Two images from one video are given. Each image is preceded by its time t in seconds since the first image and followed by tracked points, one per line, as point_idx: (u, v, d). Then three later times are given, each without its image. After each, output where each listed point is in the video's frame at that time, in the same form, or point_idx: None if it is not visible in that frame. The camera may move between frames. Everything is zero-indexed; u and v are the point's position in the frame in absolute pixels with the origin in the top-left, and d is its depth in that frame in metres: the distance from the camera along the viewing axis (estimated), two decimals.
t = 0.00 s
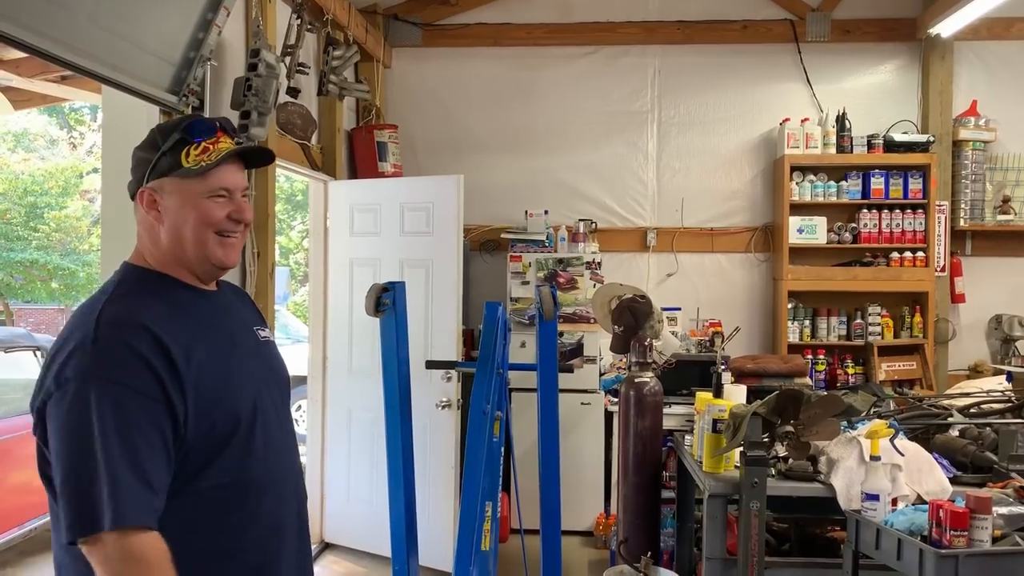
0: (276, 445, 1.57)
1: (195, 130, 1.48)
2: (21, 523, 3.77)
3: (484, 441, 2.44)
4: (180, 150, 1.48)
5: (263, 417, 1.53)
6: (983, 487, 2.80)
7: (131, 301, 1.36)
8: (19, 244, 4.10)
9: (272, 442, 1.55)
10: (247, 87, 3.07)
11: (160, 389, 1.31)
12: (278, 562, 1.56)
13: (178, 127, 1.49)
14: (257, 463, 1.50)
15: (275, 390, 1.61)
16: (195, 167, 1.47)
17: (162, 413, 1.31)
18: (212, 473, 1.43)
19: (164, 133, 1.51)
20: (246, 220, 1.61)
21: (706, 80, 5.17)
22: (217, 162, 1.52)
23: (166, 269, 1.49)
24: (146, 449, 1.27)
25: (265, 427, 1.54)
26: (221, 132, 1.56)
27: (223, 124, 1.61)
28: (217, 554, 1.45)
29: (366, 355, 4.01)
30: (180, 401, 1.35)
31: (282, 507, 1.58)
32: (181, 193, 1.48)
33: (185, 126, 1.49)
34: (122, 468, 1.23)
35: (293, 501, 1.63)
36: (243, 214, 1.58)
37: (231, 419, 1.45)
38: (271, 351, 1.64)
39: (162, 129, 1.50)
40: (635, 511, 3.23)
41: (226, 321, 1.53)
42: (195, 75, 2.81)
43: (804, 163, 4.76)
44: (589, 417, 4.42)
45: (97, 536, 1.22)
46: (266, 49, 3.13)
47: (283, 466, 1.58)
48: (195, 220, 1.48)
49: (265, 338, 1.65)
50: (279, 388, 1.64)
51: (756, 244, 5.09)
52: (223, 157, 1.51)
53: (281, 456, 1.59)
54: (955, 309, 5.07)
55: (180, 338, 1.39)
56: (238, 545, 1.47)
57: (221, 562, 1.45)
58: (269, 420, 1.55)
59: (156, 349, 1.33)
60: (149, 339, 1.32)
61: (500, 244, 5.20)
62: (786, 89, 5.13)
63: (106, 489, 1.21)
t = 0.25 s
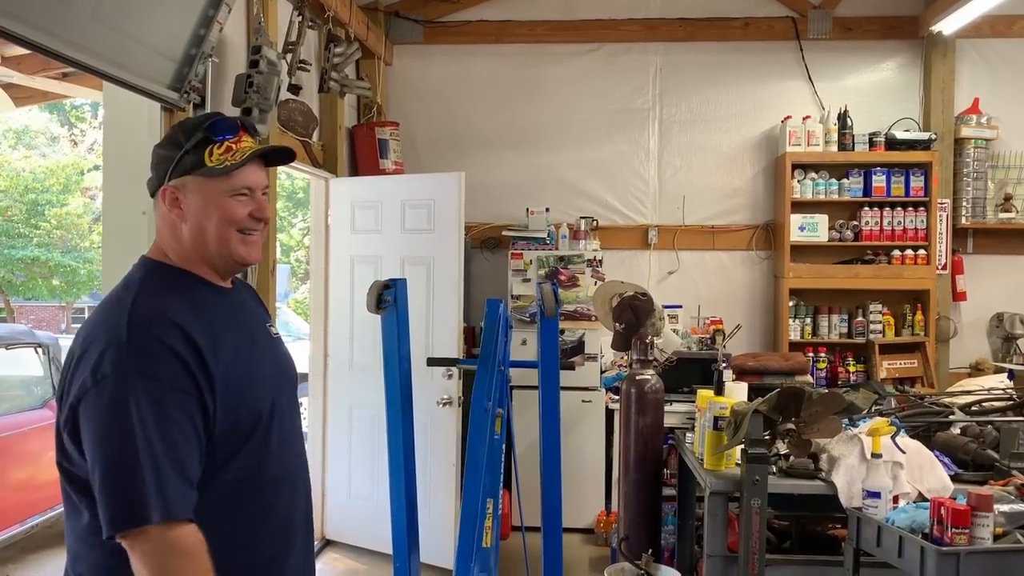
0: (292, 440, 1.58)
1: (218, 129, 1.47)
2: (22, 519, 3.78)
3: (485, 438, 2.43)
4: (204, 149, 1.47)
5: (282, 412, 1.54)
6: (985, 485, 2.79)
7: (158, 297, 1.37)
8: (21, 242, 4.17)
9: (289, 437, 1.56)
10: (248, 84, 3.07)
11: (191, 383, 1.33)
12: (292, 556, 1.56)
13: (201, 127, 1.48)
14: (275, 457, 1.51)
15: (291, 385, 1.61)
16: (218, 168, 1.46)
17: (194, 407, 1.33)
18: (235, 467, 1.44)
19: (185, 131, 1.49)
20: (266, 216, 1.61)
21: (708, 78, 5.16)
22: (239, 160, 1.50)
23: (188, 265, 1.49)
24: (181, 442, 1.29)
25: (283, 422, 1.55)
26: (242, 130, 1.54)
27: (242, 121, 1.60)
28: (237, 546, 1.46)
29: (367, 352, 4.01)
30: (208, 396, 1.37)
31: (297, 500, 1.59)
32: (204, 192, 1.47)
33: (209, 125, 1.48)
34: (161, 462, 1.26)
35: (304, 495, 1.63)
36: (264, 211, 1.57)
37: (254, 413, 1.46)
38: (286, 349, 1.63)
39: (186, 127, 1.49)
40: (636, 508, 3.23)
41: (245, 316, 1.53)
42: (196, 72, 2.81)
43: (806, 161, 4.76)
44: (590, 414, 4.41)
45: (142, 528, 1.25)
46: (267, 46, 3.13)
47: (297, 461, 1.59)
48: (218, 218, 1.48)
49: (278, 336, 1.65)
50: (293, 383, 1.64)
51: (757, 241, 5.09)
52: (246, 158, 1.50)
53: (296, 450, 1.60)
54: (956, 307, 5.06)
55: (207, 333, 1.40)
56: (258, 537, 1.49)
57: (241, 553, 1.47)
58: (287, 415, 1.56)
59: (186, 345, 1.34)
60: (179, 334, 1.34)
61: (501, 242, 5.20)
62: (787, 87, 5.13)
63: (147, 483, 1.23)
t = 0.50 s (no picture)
0: (313, 430, 1.57)
1: (248, 124, 1.51)
2: (25, 515, 3.79)
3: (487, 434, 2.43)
4: (234, 143, 1.49)
5: (305, 401, 1.53)
6: (987, 479, 2.80)
7: (193, 281, 1.38)
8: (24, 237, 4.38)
9: (309, 427, 1.55)
10: (248, 79, 3.07)
11: (220, 365, 1.34)
12: (303, 545, 1.56)
13: (231, 123, 1.51)
14: (296, 444, 1.51)
15: (316, 377, 1.60)
16: (248, 159, 1.48)
17: (221, 389, 1.34)
18: (256, 452, 1.44)
19: (217, 128, 1.51)
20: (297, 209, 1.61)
21: (709, 73, 5.16)
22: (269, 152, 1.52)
23: (221, 256, 1.50)
24: (205, 422, 1.30)
25: (305, 411, 1.53)
26: (271, 125, 1.56)
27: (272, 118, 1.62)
28: (250, 530, 1.46)
29: (369, 347, 4.00)
30: (236, 379, 1.37)
31: (311, 491, 1.57)
32: (237, 184, 1.48)
33: (238, 121, 1.51)
34: (184, 439, 1.27)
35: (319, 486, 1.62)
36: (296, 203, 1.58)
37: (278, 400, 1.45)
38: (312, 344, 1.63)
39: (218, 124, 1.51)
40: (637, 504, 3.23)
41: (272, 306, 1.53)
42: (197, 67, 2.80)
43: (807, 156, 4.75)
44: (591, 410, 4.41)
45: (159, 498, 1.27)
46: (268, 41, 3.12)
47: (315, 451, 1.58)
48: (251, 210, 1.49)
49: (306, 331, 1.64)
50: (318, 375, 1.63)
51: (759, 237, 5.08)
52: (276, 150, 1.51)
53: (315, 441, 1.58)
54: (959, 302, 5.06)
55: (238, 318, 1.41)
56: (271, 522, 1.48)
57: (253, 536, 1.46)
58: (309, 405, 1.55)
59: (216, 329, 1.35)
60: (211, 318, 1.35)
61: (503, 238, 5.20)
62: (789, 82, 5.12)
63: (168, 456, 1.26)
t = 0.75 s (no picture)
0: (327, 421, 1.57)
1: (282, 124, 1.55)
2: (26, 512, 3.79)
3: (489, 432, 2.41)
4: (267, 142, 1.53)
5: (319, 390, 1.53)
6: (989, 474, 2.81)
7: (212, 269, 1.41)
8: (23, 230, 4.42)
9: (323, 417, 1.55)
10: (249, 75, 3.07)
11: (234, 349, 1.35)
12: (313, 533, 1.55)
13: (266, 123, 1.55)
14: (310, 433, 1.51)
15: (331, 368, 1.60)
16: (279, 157, 1.51)
17: (235, 372, 1.35)
18: (269, 437, 1.44)
19: (254, 127, 1.57)
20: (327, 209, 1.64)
21: (711, 68, 5.15)
22: (300, 151, 1.55)
23: (250, 250, 1.53)
24: (219, 403, 1.32)
25: (318, 401, 1.53)
26: (305, 128, 1.60)
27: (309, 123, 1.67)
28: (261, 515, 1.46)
29: (370, 343, 4.00)
30: (250, 364, 1.38)
31: (323, 481, 1.56)
32: (267, 179, 1.52)
33: (273, 121, 1.55)
34: (197, 418, 1.29)
35: (332, 477, 1.61)
36: (325, 203, 1.60)
37: (291, 387, 1.45)
38: (332, 340, 1.64)
39: (257, 124, 1.56)
40: (639, 499, 3.23)
41: (291, 299, 1.54)
42: (197, 63, 2.80)
43: (808, 151, 4.75)
44: (593, 406, 4.41)
45: (171, 473, 1.29)
46: (268, 37, 3.11)
47: (328, 441, 1.57)
48: (279, 205, 1.52)
49: (327, 326, 1.65)
50: (334, 367, 1.63)
51: (761, 233, 5.08)
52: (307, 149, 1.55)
53: (329, 430, 1.58)
54: (960, 298, 5.05)
55: (254, 306, 1.42)
56: (281, 507, 1.48)
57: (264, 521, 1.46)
58: (323, 395, 1.55)
59: (232, 315, 1.37)
60: (227, 304, 1.37)
61: (504, 234, 5.20)
62: (790, 77, 5.11)
63: (180, 431, 1.28)
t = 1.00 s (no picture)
0: (328, 411, 1.57)
1: (288, 124, 1.56)
2: (27, 508, 3.79)
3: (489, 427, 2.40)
4: (274, 141, 1.55)
5: (318, 380, 1.52)
6: (988, 468, 2.80)
7: (213, 261, 1.43)
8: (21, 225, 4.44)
9: (323, 408, 1.54)
10: (248, 70, 3.05)
11: (226, 337, 1.35)
12: (309, 522, 1.54)
13: (274, 123, 1.57)
14: (308, 422, 1.50)
15: (333, 361, 1.60)
16: (283, 155, 1.53)
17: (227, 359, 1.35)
18: (264, 425, 1.44)
19: (265, 129, 1.60)
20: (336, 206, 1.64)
21: (711, 63, 5.14)
22: (306, 150, 1.57)
23: (258, 247, 1.54)
24: (209, 388, 1.32)
25: (317, 391, 1.52)
26: (312, 127, 1.62)
27: (322, 125, 1.69)
28: (257, 503, 1.46)
29: (370, 338, 4.00)
30: (243, 352, 1.38)
31: (322, 471, 1.55)
32: (274, 177, 1.53)
33: (280, 122, 1.57)
34: (185, 402, 1.29)
35: (333, 467, 1.60)
36: (332, 200, 1.60)
37: (286, 375, 1.45)
38: (342, 336, 1.65)
39: (267, 125, 1.59)
40: (639, 494, 3.23)
41: (294, 292, 1.54)
42: (196, 58, 2.79)
43: (808, 146, 4.74)
44: (593, 401, 4.42)
45: (160, 452, 1.29)
46: (267, 32, 3.11)
47: (328, 431, 1.56)
48: (283, 202, 1.53)
49: (338, 323, 1.66)
50: (338, 360, 1.63)
51: (760, 227, 5.07)
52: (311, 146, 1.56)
53: (330, 421, 1.58)
54: (960, 292, 5.05)
55: (251, 297, 1.43)
56: (277, 495, 1.47)
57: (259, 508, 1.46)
58: (322, 385, 1.54)
59: (226, 304, 1.37)
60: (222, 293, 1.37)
61: (504, 229, 5.19)
62: (790, 72, 5.10)
63: (170, 415, 1.28)
